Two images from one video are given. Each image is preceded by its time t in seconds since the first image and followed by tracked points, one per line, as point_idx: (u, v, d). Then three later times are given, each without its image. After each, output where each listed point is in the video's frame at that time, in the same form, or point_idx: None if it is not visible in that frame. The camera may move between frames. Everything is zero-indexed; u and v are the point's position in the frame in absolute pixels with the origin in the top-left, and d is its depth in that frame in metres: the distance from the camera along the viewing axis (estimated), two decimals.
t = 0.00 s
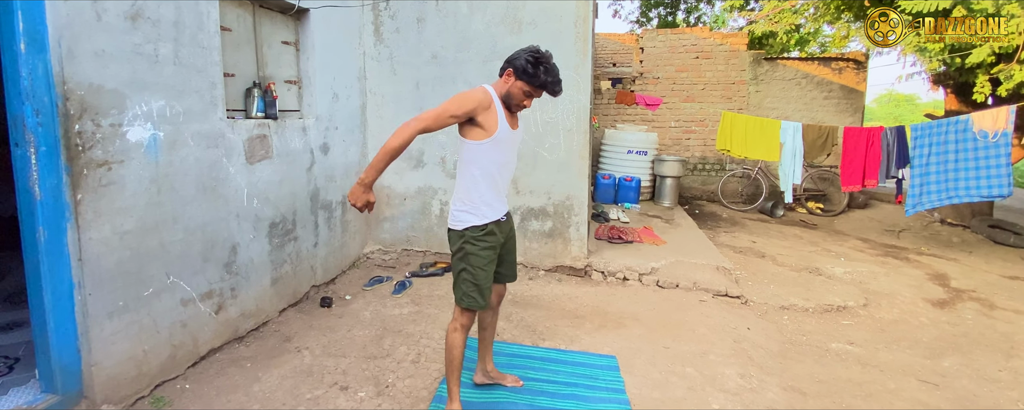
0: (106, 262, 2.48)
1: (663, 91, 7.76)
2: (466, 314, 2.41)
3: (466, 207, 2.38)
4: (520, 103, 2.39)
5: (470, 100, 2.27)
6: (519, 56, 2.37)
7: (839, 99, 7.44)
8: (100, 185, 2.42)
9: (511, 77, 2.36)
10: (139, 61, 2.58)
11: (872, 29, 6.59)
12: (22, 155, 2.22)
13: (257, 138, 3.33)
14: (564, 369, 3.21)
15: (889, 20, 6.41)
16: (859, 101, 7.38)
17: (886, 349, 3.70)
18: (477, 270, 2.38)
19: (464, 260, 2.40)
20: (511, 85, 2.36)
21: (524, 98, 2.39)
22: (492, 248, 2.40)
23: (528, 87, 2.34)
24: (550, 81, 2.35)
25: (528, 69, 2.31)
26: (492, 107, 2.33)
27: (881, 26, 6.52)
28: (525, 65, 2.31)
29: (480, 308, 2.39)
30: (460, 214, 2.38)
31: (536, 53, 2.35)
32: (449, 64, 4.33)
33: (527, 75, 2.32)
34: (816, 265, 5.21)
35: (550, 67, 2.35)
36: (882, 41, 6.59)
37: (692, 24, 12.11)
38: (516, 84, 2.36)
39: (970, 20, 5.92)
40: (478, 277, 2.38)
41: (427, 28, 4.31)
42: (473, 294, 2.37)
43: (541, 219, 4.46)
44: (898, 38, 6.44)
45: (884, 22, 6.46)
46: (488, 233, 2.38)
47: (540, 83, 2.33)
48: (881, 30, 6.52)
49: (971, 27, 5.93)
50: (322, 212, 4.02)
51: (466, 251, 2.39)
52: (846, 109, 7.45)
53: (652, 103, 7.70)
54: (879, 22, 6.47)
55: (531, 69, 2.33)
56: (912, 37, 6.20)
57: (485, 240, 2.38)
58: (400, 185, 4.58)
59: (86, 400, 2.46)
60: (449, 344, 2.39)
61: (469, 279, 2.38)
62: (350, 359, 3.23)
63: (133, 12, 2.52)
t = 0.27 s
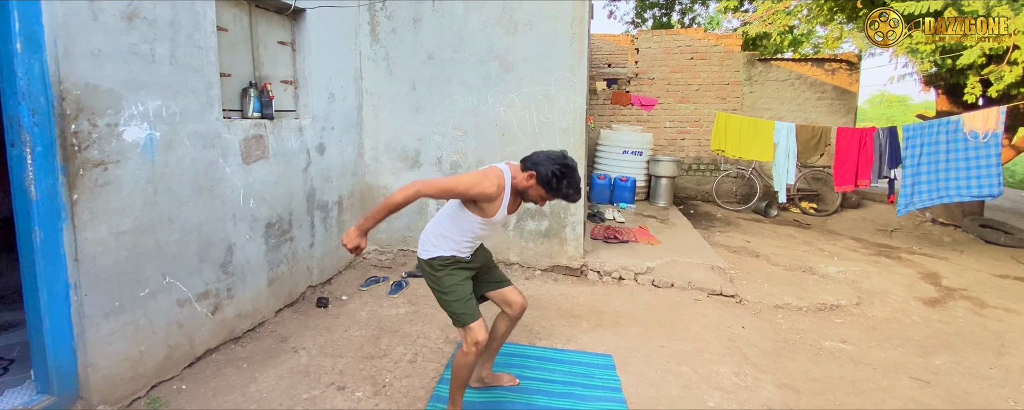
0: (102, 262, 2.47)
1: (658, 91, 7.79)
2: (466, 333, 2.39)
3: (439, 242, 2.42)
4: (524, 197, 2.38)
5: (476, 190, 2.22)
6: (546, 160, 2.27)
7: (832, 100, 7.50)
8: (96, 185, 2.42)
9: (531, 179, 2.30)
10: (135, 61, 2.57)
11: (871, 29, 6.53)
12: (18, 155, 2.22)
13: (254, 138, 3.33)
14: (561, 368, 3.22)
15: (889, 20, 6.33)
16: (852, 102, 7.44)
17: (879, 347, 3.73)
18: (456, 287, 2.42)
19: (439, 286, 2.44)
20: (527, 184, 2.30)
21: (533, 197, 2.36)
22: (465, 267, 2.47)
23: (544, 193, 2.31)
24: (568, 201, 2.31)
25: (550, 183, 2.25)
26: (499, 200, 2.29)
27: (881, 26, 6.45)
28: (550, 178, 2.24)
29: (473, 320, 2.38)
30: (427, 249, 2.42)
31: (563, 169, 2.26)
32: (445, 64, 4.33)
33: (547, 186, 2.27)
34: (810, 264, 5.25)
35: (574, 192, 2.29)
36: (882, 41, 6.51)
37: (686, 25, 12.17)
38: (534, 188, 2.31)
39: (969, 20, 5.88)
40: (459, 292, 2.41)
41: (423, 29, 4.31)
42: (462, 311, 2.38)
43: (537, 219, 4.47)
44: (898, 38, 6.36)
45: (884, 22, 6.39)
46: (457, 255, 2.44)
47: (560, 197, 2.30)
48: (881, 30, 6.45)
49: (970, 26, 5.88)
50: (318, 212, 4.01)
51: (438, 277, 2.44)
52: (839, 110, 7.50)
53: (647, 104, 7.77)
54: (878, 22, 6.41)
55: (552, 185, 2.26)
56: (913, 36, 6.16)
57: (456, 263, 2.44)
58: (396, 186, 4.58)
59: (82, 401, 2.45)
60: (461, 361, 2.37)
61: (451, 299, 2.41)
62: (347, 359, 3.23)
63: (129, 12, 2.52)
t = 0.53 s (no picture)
0: (100, 262, 2.47)
1: (655, 91, 7.82)
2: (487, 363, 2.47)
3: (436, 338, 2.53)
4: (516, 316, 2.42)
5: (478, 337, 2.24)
6: (533, 284, 2.28)
7: (827, 100, 7.54)
8: (94, 184, 2.42)
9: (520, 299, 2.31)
10: (133, 61, 2.57)
11: (871, 29, 6.48)
12: (15, 155, 2.22)
13: (251, 138, 3.33)
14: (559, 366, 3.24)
15: (888, 20, 6.31)
16: (847, 102, 7.48)
17: (874, 345, 3.76)
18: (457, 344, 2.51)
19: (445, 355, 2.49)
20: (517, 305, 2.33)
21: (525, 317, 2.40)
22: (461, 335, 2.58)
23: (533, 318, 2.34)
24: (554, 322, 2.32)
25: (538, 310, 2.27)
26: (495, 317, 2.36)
27: (881, 26, 6.43)
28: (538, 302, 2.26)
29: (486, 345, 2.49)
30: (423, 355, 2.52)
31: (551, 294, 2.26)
32: (443, 64, 4.34)
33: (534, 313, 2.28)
34: (806, 263, 5.27)
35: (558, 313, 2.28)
36: (882, 41, 6.46)
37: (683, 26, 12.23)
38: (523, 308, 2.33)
39: (969, 21, 5.90)
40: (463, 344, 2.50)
41: (421, 28, 4.31)
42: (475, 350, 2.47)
43: (535, 219, 4.48)
44: (898, 38, 6.33)
45: (884, 22, 6.36)
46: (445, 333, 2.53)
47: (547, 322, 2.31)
48: (881, 30, 6.42)
49: (970, 26, 5.90)
50: (316, 212, 4.01)
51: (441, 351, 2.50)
52: (835, 110, 7.55)
53: (642, 104, 7.73)
54: (879, 22, 6.37)
55: (540, 307, 2.27)
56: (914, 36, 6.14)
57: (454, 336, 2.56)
58: (394, 185, 4.59)
59: (80, 401, 2.45)
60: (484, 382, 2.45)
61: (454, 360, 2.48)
62: (345, 358, 3.23)
63: (127, 11, 2.52)
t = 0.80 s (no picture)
0: (100, 261, 2.48)
1: (653, 91, 7.83)
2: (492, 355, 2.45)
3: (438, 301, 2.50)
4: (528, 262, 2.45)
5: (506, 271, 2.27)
6: (533, 219, 2.36)
7: (826, 99, 7.55)
8: (94, 184, 2.42)
9: (523, 237, 2.37)
10: (133, 61, 2.58)
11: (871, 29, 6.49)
12: (15, 155, 2.22)
13: (251, 137, 3.33)
14: (558, 365, 3.25)
15: (888, 20, 6.30)
16: (846, 101, 7.49)
17: (872, 344, 3.77)
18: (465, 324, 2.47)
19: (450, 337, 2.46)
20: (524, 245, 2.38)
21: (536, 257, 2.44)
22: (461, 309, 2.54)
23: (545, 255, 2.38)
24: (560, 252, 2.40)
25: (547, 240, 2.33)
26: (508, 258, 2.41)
27: (881, 26, 6.43)
28: (541, 233, 2.32)
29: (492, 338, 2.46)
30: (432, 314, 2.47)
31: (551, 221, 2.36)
32: (442, 64, 4.35)
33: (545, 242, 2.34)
34: (804, 262, 5.28)
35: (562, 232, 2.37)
36: (882, 41, 6.47)
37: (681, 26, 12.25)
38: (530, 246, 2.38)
39: (968, 20, 5.86)
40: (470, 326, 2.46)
41: (420, 28, 4.32)
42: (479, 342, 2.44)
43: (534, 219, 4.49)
44: (898, 38, 6.34)
45: (884, 22, 6.36)
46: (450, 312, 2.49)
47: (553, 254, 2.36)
48: (881, 30, 6.42)
49: (969, 26, 5.87)
50: (315, 212, 4.02)
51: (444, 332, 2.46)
52: (833, 109, 7.56)
53: (642, 104, 7.58)
54: (878, 23, 6.38)
55: (543, 240, 2.34)
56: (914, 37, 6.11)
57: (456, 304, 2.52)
58: (393, 185, 4.59)
59: (81, 401, 2.45)
60: (488, 377, 2.43)
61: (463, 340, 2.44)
62: (345, 357, 3.24)
63: (127, 11, 2.52)
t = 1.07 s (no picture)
0: (104, 261, 2.49)
1: (655, 91, 7.82)
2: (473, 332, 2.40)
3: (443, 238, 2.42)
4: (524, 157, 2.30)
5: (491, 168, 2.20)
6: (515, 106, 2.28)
7: (828, 99, 7.54)
8: (98, 184, 2.43)
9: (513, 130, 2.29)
10: (137, 62, 2.59)
11: (871, 29, 6.52)
12: (21, 156, 2.23)
13: (254, 138, 3.34)
14: (561, 365, 3.25)
15: (888, 20, 6.35)
16: (849, 101, 7.48)
17: (876, 344, 3.77)
18: (463, 285, 2.41)
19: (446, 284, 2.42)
20: (510, 138, 2.28)
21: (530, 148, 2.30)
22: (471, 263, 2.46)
23: (531, 134, 2.24)
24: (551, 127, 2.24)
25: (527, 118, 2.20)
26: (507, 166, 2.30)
27: (881, 26, 6.47)
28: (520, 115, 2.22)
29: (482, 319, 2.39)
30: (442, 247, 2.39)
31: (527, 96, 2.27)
32: (444, 64, 4.35)
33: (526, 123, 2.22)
34: (807, 262, 5.27)
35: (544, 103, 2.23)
36: (882, 41, 6.51)
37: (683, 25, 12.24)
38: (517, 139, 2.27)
39: (969, 20, 5.90)
40: (466, 291, 2.40)
41: (422, 29, 4.33)
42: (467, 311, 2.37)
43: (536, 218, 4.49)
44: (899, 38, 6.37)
45: (884, 22, 6.41)
46: (462, 254, 2.42)
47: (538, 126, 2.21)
48: (881, 30, 6.46)
49: (970, 26, 5.90)
50: (318, 212, 4.03)
51: (443, 274, 2.42)
52: (835, 109, 7.55)
53: (644, 104, 7.81)
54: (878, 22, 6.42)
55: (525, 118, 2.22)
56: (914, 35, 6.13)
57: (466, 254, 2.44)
58: (395, 185, 4.60)
59: (85, 400, 2.47)
60: (467, 360, 2.39)
61: (457, 299, 2.40)
62: (347, 357, 3.24)
63: (130, 12, 2.53)
